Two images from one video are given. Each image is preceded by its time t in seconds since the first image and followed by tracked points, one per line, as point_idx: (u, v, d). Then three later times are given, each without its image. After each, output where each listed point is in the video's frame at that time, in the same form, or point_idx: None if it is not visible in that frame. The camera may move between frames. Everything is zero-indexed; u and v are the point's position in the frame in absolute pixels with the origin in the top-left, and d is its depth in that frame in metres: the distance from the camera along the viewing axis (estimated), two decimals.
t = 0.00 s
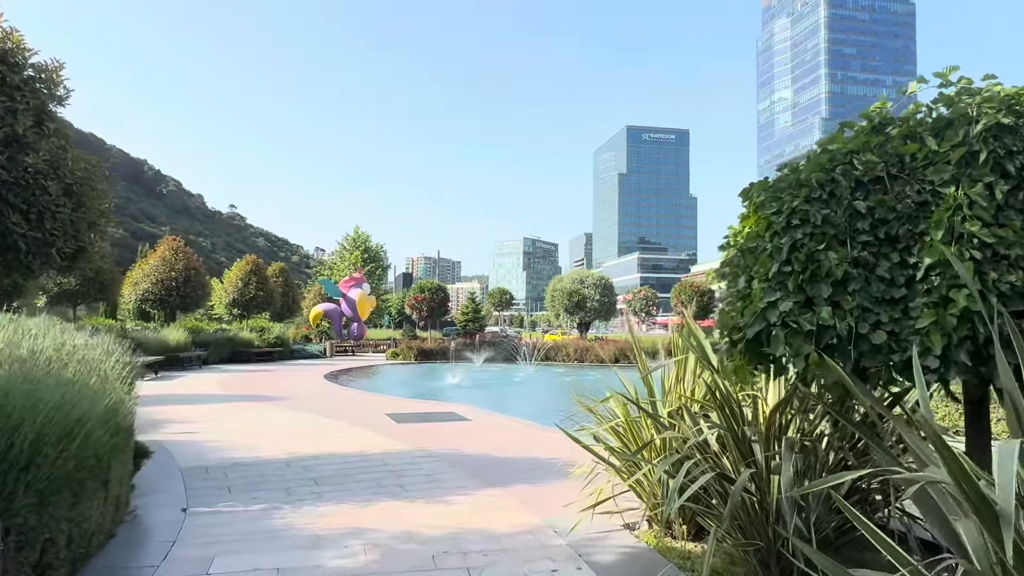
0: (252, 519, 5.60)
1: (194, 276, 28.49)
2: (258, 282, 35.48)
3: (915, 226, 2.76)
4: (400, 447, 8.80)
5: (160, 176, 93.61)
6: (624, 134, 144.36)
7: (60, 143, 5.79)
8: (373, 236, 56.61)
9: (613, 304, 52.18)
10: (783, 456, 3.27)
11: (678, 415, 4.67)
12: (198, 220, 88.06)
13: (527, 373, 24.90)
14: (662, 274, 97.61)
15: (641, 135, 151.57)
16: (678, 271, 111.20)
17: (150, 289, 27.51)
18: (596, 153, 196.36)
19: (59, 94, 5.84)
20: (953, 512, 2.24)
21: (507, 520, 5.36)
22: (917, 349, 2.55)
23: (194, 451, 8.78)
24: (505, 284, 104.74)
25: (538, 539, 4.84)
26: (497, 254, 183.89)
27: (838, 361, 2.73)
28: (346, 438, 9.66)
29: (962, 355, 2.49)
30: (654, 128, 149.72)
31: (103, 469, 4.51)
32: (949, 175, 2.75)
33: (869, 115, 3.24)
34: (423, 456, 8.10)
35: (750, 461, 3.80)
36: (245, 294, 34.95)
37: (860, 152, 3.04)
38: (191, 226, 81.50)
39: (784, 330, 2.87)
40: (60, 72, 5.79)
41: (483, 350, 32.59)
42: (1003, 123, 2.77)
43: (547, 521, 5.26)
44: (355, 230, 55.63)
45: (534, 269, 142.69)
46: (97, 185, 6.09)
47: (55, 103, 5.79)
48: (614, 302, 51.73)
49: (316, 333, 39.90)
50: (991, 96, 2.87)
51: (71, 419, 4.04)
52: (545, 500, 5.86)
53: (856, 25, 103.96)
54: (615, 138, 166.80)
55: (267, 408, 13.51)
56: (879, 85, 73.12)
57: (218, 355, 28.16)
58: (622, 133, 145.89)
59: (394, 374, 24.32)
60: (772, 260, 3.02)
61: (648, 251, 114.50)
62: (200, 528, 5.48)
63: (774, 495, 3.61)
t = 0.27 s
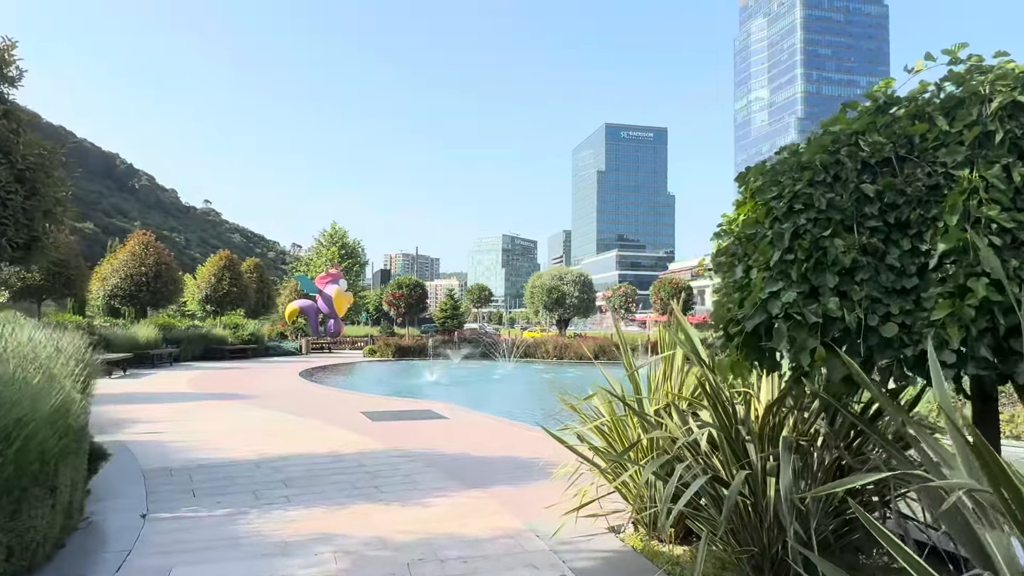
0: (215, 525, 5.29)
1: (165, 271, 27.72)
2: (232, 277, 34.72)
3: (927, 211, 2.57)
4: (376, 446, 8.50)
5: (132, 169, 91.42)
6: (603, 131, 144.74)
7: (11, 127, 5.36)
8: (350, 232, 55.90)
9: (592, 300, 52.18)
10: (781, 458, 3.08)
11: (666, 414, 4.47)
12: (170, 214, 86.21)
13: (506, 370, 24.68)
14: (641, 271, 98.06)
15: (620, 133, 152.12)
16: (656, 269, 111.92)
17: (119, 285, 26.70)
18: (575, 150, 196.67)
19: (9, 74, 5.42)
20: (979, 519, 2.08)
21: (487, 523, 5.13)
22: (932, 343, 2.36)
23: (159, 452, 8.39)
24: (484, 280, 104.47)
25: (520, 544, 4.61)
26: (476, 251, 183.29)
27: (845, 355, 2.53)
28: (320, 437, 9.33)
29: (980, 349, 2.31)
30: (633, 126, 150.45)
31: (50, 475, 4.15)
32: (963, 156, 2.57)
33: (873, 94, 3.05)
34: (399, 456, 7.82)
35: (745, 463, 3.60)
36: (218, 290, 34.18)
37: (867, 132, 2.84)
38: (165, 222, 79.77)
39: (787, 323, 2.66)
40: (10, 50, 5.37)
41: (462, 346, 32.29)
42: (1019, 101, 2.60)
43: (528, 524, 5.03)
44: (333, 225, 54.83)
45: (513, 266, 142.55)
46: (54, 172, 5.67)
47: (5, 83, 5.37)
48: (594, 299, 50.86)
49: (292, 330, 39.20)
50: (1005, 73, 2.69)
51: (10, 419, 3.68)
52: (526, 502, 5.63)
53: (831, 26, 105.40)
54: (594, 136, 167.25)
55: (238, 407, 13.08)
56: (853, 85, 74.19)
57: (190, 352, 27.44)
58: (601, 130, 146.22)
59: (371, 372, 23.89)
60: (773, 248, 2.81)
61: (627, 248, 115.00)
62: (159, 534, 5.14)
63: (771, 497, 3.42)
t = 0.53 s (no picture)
0: (176, 539, 4.93)
1: (135, 267, 26.87)
2: (205, 274, 33.86)
3: (944, 204, 2.38)
4: (351, 449, 8.19)
5: (102, 162, 89.10)
6: (583, 129, 144.93)
7: None
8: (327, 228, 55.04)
9: (571, 298, 52.08)
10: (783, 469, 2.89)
11: (654, 418, 4.25)
12: (142, 209, 84.24)
13: (485, 368, 24.44)
14: (619, 269, 98.37)
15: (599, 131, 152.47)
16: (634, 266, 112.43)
17: (86, 281, 25.80)
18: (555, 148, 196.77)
19: None
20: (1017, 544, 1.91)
21: (467, 532, 4.88)
22: (956, 348, 2.17)
23: (122, 457, 7.96)
24: (463, 278, 103.94)
25: (502, 555, 4.38)
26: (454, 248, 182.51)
27: (859, 360, 2.33)
28: (293, 440, 8.99)
29: (1009, 353, 2.12)
30: (612, 125, 151.02)
31: None
32: (983, 146, 2.37)
33: (881, 80, 2.86)
34: (374, 460, 7.51)
35: (742, 472, 3.40)
36: (190, 287, 33.32)
37: (878, 119, 2.64)
38: (137, 218, 77.83)
39: (795, 325, 2.46)
40: None
41: (440, 345, 31.94)
42: None
43: (511, 534, 4.77)
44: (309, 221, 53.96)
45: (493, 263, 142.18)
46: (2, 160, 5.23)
47: None
48: (574, 297, 51.67)
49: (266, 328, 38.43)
50: None
51: None
52: (507, 510, 5.37)
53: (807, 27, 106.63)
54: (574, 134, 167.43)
55: (208, 408, 12.62)
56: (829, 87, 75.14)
57: (161, 350, 26.65)
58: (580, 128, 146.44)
59: (347, 370, 23.42)
60: (778, 243, 2.59)
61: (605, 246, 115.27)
62: (114, 549, 4.78)
63: (769, 510, 3.22)
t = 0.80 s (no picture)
0: (134, 548, 4.60)
1: (104, 262, 26.03)
2: (177, 270, 33.03)
3: (964, 187, 2.19)
4: (326, 450, 7.88)
5: (72, 155, 86.80)
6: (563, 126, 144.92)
7: None
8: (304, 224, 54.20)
9: (551, 295, 51.95)
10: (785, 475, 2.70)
11: (642, 418, 4.06)
12: (114, 203, 82.28)
13: (464, 365, 24.16)
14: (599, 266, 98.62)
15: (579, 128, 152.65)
16: (614, 264, 112.81)
17: (53, 276, 24.94)
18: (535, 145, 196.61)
19: None
20: None
21: (447, 538, 4.63)
22: (981, 342, 1.98)
23: (81, 460, 7.55)
24: (442, 274, 103.32)
25: (484, 562, 4.15)
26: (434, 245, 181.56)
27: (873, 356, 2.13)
28: (265, 440, 8.65)
29: None
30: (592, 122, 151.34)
31: None
32: (1005, 124, 2.19)
33: (889, 56, 2.67)
34: (349, 461, 7.23)
35: (738, 476, 3.20)
36: (162, 283, 32.49)
37: (889, 97, 2.46)
38: (109, 213, 75.95)
39: (802, 318, 2.25)
40: None
41: (419, 342, 31.58)
42: None
43: (491, 541, 4.55)
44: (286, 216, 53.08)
45: (473, 260, 141.67)
46: None
47: None
48: (554, 294, 51.75)
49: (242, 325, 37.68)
50: None
51: None
52: (486, 514, 5.14)
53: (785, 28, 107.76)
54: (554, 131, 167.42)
55: (178, 407, 12.17)
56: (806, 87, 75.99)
57: (131, 348, 25.89)
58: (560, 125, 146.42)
59: (324, 368, 22.97)
60: (783, 229, 2.39)
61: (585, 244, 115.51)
62: (65, 559, 4.44)
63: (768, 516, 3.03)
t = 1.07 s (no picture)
0: (91, 561, 4.29)
1: (76, 258, 25.25)
2: (153, 266, 32.26)
3: (994, 170, 2.00)
4: (302, 452, 7.57)
5: (48, 149, 84.96)
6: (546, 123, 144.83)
7: None
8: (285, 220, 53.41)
9: (534, 292, 51.73)
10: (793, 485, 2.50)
11: (633, 419, 3.85)
12: (90, 198, 80.56)
13: (447, 364, 23.87)
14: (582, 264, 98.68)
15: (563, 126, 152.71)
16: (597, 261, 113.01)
17: (22, 272, 24.13)
18: (518, 142, 196.42)
19: None
20: None
21: (426, 547, 4.39)
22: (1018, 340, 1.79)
23: (43, 464, 7.17)
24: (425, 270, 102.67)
25: (465, 575, 3.89)
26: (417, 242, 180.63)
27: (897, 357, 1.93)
28: (239, 442, 8.30)
29: None
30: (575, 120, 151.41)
31: None
32: None
33: (905, 32, 2.46)
34: (327, 464, 6.93)
35: (738, 483, 3.00)
36: (137, 279, 31.72)
37: (907, 75, 2.25)
38: (85, 208, 74.31)
39: (818, 315, 2.05)
40: None
41: (401, 339, 31.20)
42: None
43: (473, 549, 4.32)
44: (266, 213, 52.31)
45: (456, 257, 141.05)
46: None
47: None
48: (536, 292, 51.57)
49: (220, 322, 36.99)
50: None
51: None
52: (468, 521, 4.90)
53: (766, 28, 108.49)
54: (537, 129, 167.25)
55: (150, 407, 11.75)
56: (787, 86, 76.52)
57: (105, 346, 25.20)
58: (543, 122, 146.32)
59: (303, 366, 22.53)
60: (795, 218, 2.18)
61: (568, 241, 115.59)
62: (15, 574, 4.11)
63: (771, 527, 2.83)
